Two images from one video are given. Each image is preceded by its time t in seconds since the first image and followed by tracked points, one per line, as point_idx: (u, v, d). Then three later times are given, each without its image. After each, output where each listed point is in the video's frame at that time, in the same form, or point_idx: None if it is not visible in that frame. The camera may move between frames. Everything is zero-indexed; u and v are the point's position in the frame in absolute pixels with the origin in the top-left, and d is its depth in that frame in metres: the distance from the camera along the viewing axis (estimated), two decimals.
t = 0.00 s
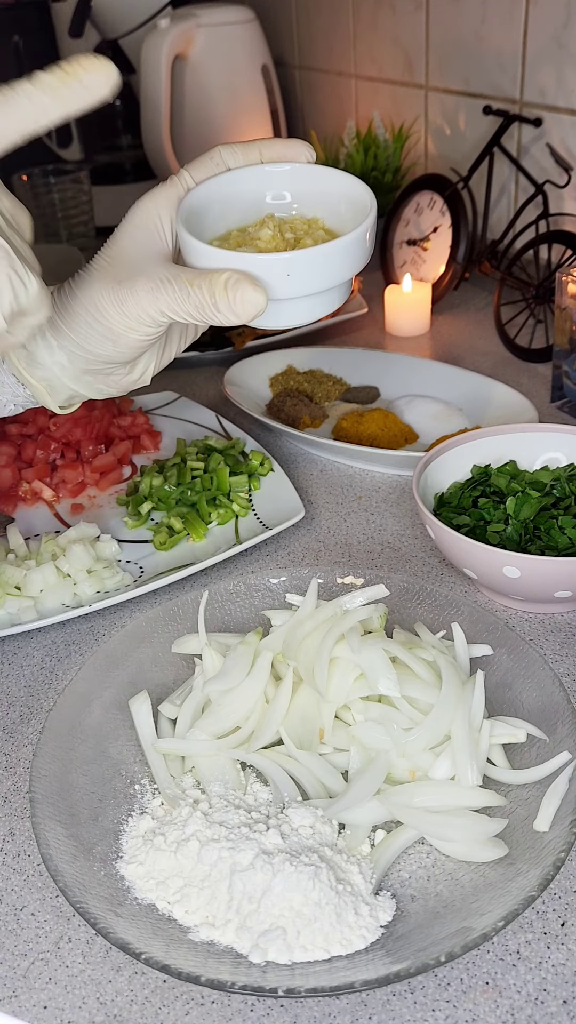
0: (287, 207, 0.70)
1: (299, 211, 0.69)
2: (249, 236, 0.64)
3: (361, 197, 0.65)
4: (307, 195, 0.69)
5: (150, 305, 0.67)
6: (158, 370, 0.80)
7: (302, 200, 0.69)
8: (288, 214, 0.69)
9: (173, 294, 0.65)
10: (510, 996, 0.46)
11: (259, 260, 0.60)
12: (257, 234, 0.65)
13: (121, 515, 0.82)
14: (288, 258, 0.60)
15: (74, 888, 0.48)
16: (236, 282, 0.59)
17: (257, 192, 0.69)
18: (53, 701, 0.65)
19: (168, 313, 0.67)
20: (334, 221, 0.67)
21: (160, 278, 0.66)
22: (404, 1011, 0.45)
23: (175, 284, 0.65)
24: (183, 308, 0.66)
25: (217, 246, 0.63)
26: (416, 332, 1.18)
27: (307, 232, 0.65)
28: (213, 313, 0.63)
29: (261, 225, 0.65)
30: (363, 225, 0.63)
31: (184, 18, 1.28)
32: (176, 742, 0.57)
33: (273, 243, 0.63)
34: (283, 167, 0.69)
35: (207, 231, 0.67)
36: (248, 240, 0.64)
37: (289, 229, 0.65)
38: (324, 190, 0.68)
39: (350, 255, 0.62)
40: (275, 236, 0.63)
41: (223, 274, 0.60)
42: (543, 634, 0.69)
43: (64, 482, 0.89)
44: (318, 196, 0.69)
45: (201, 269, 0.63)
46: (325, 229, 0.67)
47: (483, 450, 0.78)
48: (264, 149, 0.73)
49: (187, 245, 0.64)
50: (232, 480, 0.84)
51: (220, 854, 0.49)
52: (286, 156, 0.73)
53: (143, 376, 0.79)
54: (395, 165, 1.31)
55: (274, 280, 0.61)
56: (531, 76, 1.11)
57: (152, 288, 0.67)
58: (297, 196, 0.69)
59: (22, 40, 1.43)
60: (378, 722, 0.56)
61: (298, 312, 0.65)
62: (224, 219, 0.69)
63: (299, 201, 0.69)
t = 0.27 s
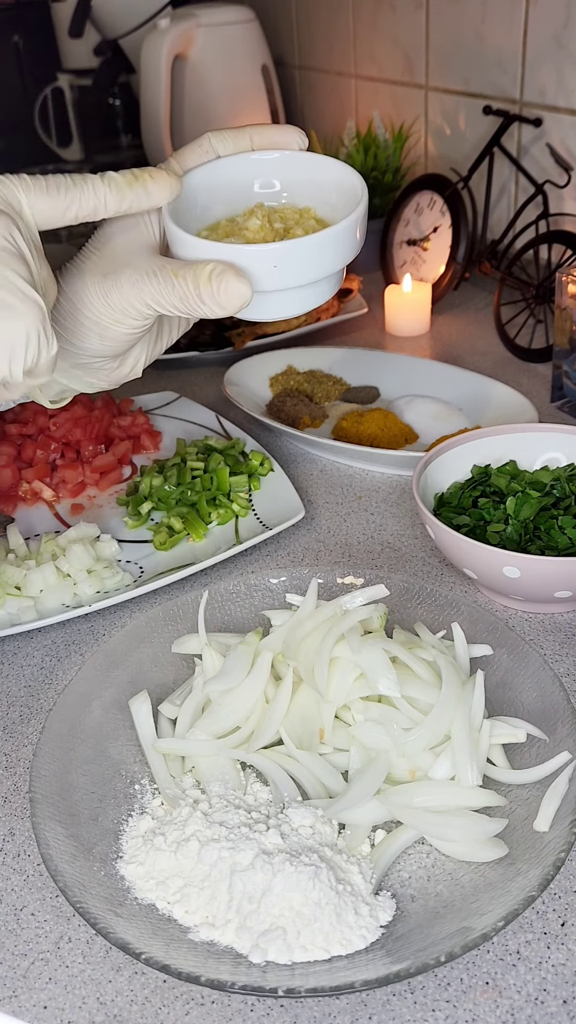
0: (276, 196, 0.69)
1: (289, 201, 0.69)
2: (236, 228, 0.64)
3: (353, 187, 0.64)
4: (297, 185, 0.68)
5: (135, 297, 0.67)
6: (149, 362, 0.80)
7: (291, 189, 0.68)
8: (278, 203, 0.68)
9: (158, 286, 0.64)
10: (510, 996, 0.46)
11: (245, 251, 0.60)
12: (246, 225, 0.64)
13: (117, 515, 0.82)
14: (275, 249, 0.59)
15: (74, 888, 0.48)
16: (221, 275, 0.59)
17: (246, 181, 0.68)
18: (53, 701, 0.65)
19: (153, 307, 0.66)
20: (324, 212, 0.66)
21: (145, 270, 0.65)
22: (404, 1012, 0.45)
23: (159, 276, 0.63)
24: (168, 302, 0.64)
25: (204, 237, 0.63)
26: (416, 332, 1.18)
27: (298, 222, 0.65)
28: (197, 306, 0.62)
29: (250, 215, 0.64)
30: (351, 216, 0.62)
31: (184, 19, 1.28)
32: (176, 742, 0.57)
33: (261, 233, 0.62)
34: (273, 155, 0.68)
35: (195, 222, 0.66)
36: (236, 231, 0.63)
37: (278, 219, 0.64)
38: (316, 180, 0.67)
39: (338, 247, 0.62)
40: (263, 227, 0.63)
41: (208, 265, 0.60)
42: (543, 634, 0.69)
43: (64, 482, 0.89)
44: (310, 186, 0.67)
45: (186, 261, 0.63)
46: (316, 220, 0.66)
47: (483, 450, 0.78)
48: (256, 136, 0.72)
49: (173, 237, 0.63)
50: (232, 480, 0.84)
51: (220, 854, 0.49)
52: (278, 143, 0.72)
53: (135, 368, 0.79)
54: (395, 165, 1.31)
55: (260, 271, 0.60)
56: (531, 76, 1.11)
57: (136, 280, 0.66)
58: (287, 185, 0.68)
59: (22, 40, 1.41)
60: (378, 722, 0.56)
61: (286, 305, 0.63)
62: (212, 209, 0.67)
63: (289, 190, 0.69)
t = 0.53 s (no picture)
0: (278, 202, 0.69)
1: (290, 207, 0.68)
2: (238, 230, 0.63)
3: (352, 190, 0.64)
4: (298, 191, 0.68)
5: (137, 297, 0.68)
6: (150, 364, 0.80)
7: (292, 196, 0.68)
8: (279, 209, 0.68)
9: (161, 285, 0.65)
10: (510, 996, 0.46)
11: (248, 251, 0.59)
12: (247, 227, 0.64)
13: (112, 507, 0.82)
14: (277, 249, 0.59)
15: (74, 888, 0.48)
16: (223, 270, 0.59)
17: (247, 187, 0.68)
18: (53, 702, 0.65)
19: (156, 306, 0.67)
20: (325, 216, 0.66)
21: (147, 270, 0.66)
22: (404, 1011, 0.45)
23: (162, 276, 0.65)
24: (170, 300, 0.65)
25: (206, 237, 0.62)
26: (416, 332, 1.18)
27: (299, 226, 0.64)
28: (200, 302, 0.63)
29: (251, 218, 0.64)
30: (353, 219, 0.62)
31: (184, 19, 1.28)
32: (176, 742, 0.57)
33: (262, 235, 0.62)
34: (275, 160, 0.68)
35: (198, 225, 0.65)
36: (237, 234, 0.63)
37: (279, 223, 0.64)
38: (316, 186, 0.67)
39: (340, 249, 0.61)
40: (264, 229, 0.62)
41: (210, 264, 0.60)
42: (543, 634, 0.69)
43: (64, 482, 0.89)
44: (310, 191, 0.67)
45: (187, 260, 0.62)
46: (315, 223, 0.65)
47: (483, 450, 0.78)
48: (257, 144, 0.73)
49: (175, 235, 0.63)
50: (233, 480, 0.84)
51: (220, 854, 0.49)
52: (278, 151, 0.72)
53: (134, 370, 0.79)
54: (395, 164, 1.31)
55: (261, 270, 0.60)
56: (531, 76, 1.11)
57: (139, 280, 0.67)
58: (288, 191, 0.68)
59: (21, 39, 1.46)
60: (378, 722, 0.56)
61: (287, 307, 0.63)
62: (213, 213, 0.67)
63: (290, 198, 0.68)
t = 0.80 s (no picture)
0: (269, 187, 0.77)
1: (283, 193, 0.77)
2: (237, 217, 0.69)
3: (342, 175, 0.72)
4: (291, 176, 0.77)
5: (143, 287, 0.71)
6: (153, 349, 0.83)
7: (285, 181, 0.77)
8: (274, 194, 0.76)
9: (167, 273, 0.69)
10: (510, 996, 0.46)
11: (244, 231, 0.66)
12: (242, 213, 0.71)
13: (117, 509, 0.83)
14: (273, 228, 0.65)
15: (74, 888, 0.48)
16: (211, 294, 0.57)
17: (244, 173, 0.76)
18: (53, 702, 0.65)
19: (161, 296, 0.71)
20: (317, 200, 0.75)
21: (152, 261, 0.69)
22: (404, 1012, 0.45)
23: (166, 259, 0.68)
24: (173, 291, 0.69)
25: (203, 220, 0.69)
26: (416, 332, 1.18)
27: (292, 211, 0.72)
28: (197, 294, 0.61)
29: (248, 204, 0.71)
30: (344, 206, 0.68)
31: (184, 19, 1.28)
32: (176, 742, 0.57)
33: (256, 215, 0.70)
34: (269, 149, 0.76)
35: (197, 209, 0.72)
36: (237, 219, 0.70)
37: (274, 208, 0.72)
38: (309, 173, 0.76)
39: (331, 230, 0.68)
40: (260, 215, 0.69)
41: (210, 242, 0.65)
42: (543, 634, 0.69)
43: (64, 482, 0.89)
44: (303, 180, 0.77)
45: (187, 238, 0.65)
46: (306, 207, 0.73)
47: (483, 450, 0.78)
48: (250, 132, 0.75)
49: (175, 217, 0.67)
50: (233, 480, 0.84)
51: (220, 854, 0.49)
52: (274, 140, 0.76)
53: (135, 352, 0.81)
54: (395, 165, 1.31)
55: (257, 248, 0.66)
56: (532, 76, 1.11)
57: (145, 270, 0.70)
58: (280, 179, 0.77)
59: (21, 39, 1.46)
60: (378, 722, 0.56)
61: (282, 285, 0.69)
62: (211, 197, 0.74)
63: (285, 184, 0.77)
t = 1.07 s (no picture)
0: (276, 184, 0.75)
1: (288, 189, 0.75)
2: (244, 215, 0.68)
3: (351, 172, 0.70)
4: (295, 169, 0.75)
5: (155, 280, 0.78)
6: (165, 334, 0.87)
7: (290, 176, 0.75)
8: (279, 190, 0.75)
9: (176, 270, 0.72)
10: (510, 996, 0.46)
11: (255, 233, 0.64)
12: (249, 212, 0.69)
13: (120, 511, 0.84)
14: (284, 229, 0.63)
15: (74, 888, 0.48)
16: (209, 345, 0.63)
17: (249, 172, 0.75)
18: (54, 702, 0.65)
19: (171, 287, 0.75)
20: (322, 194, 0.73)
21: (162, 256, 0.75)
22: (404, 1011, 0.45)
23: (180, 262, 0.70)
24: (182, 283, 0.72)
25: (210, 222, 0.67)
26: (416, 332, 1.18)
27: (297, 206, 0.70)
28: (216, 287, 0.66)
29: (253, 200, 0.70)
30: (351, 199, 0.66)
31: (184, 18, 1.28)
32: (176, 743, 0.57)
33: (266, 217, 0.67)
34: (273, 146, 0.75)
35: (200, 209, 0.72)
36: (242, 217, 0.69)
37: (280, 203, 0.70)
38: (313, 165, 0.74)
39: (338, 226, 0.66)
40: (267, 212, 0.68)
41: (221, 249, 0.63)
42: (543, 634, 0.69)
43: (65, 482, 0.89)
44: (307, 174, 0.74)
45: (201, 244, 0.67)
46: (314, 203, 0.71)
47: (483, 450, 0.78)
48: (250, 130, 0.79)
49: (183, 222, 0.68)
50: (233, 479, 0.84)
51: (220, 854, 0.49)
52: (273, 135, 0.79)
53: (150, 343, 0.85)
54: (395, 165, 1.32)
55: (270, 250, 0.64)
56: (531, 76, 1.11)
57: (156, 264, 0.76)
58: (287, 173, 0.75)
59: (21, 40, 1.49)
60: (378, 722, 0.56)
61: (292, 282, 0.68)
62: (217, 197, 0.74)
63: (290, 178, 0.75)
